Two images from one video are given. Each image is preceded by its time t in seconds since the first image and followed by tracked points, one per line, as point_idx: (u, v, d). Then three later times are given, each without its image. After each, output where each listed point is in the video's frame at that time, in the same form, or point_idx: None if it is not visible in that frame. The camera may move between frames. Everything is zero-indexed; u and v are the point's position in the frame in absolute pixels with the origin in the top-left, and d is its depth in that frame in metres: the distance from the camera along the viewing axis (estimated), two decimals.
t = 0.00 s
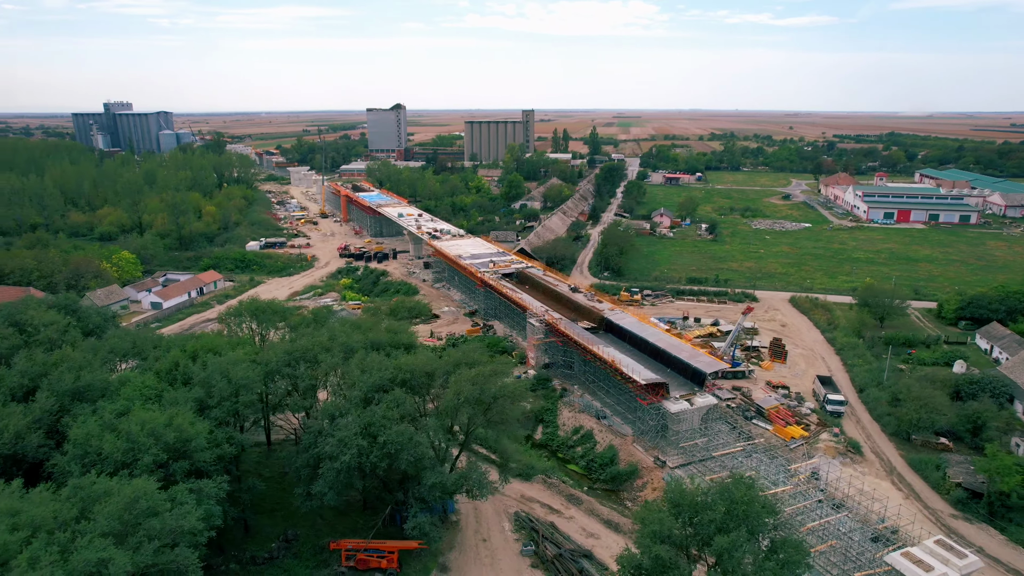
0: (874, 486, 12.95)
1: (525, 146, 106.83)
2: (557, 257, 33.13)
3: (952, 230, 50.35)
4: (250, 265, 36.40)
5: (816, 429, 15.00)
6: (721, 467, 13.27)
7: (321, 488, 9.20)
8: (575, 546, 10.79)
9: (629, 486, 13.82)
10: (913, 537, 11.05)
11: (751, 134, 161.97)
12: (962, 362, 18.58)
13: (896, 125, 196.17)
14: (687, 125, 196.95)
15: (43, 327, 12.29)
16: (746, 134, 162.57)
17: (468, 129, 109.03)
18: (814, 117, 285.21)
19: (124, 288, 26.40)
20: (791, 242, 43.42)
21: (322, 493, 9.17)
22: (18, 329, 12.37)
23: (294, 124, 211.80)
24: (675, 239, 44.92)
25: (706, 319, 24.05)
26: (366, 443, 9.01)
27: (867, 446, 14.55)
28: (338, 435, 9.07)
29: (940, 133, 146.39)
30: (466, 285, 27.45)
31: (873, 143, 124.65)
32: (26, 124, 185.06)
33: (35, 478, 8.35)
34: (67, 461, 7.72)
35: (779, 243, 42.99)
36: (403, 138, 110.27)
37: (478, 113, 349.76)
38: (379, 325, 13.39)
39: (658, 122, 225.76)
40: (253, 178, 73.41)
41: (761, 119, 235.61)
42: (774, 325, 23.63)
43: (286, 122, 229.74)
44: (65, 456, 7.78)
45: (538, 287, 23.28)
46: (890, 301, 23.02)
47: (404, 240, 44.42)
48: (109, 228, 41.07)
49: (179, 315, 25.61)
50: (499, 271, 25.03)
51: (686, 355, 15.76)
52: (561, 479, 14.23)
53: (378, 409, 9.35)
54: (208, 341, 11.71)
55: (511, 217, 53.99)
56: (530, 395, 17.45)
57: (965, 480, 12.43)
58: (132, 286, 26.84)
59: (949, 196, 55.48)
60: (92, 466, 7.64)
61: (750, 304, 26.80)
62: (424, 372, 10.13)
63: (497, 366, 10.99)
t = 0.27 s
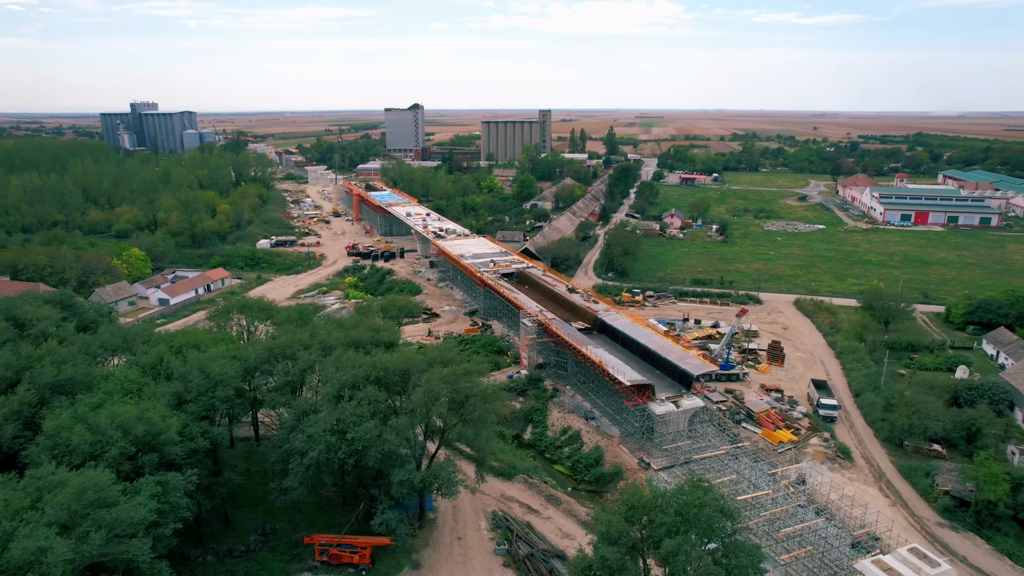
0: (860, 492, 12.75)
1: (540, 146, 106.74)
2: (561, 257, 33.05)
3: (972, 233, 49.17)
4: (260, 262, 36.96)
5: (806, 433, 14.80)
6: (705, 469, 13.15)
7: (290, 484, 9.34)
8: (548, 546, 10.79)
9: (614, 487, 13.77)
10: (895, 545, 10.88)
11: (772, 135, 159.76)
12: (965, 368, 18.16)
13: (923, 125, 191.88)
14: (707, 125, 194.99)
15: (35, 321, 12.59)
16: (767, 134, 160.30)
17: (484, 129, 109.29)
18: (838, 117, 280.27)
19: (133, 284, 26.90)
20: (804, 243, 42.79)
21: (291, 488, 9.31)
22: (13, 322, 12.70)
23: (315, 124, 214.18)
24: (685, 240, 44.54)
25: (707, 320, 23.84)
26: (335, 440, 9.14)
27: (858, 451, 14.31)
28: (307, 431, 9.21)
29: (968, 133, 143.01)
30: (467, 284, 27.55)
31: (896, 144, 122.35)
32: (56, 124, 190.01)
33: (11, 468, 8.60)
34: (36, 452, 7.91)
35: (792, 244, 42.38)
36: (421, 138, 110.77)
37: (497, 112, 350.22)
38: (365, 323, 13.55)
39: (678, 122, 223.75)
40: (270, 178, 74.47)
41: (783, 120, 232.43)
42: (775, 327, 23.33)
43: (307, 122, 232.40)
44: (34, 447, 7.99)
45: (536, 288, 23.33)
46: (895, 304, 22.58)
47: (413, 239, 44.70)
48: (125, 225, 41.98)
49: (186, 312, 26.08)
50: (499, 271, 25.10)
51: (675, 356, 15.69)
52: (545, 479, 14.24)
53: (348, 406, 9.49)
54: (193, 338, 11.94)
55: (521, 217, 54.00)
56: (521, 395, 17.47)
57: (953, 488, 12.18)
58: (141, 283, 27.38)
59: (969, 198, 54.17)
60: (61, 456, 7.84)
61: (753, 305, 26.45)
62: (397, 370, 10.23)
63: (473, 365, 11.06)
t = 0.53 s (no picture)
0: (842, 499, 12.53)
1: (558, 146, 106.52)
2: (566, 258, 32.94)
3: (997, 236, 47.70)
4: (271, 261, 37.61)
5: (793, 438, 14.58)
6: (686, 472, 13.00)
7: (259, 477, 9.52)
8: (518, 546, 10.81)
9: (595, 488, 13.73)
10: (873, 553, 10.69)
11: (797, 135, 156.91)
12: (967, 375, 17.70)
13: (954, 125, 186.69)
14: (730, 125, 192.42)
15: (30, 314, 13.00)
16: (792, 135, 157.46)
17: (502, 129, 109.42)
18: (867, 117, 274.23)
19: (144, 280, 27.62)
20: (818, 245, 42.01)
21: (259, 481, 9.49)
22: (10, 315, 13.13)
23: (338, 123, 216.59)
24: (696, 241, 44.07)
25: (707, 322, 23.60)
26: (301, 435, 9.30)
27: (846, 458, 14.07)
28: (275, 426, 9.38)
29: (1000, 134, 138.75)
30: (468, 284, 27.64)
31: (924, 145, 119.29)
32: (93, 124, 195.34)
33: None
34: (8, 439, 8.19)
35: (805, 245, 41.64)
36: (440, 138, 111.18)
37: (519, 112, 350.40)
38: (348, 322, 13.73)
39: (701, 121, 221.09)
40: (289, 177, 75.56)
41: (808, 121, 228.34)
42: (777, 330, 23.02)
43: (330, 121, 235.03)
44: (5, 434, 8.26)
45: (534, 288, 23.34)
46: (900, 309, 22.07)
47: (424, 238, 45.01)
48: (143, 223, 43.05)
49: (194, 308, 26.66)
50: (498, 271, 25.15)
51: (663, 358, 15.60)
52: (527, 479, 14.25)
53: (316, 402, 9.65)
54: (177, 334, 12.23)
55: (533, 217, 53.98)
56: (510, 394, 17.49)
57: (937, 497, 11.93)
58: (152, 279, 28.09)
59: (994, 200, 52.60)
60: (30, 443, 8.09)
61: (758, 308, 26.09)
62: (368, 367, 10.35)
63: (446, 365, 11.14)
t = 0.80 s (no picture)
0: (828, 505, 12.36)
1: (572, 146, 106.23)
2: (570, 258, 32.85)
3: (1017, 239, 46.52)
4: (280, 259, 38.08)
5: (782, 442, 14.42)
6: (670, 475, 12.90)
7: (236, 471, 9.69)
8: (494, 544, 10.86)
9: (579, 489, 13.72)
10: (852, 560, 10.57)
11: (818, 135, 154.60)
12: (967, 380, 17.31)
13: (980, 125, 182.61)
14: (748, 125, 190.25)
15: (26, 309, 13.35)
16: (812, 135, 155.22)
17: (517, 129, 109.42)
18: (890, 117, 269.29)
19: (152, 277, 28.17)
20: (830, 247, 41.37)
21: (235, 476, 9.65)
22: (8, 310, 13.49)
23: (356, 123, 218.39)
24: (706, 242, 43.68)
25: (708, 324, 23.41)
26: (276, 431, 9.44)
27: (835, 462, 13.88)
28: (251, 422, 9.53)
29: None
30: (469, 283, 27.70)
31: (948, 146, 116.82)
32: (118, 124, 199.25)
33: None
34: None
35: (816, 247, 41.04)
36: (456, 138, 111.31)
37: (537, 112, 350.34)
38: (336, 320, 13.87)
39: (719, 121, 218.81)
40: (304, 176, 76.37)
41: (829, 121, 224.87)
42: (778, 332, 22.76)
43: (350, 121, 236.89)
44: None
45: (532, 288, 23.35)
46: (903, 312, 21.69)
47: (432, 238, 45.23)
48: (157, 221, 43.86)
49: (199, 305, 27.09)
50: (498, 271, 25.19)
51: (653, 359, 15.55)
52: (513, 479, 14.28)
53: (292, 398, 9.78)
54: (166, 331, 12.47)
55: (542, 218, 53.95)
56: (502, 394, 17.52)
57: (923, 504, 11.74)
58: (160, 276, 28.63)
59: (1015, 202, 51.34)
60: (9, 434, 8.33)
61: (760, 309, 25.80)
62: (346, 365, 10.44)
63: (425, 364, 11.21)
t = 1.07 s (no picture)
0: (809, 511, 12.17)
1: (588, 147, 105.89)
2: (575, 259, 32.74)
3: None
4: (289, 257, 38.62)
5: (768, 446, 14.24)
6: (649, 478, 12.83)
7: (209, 465, 9.89)
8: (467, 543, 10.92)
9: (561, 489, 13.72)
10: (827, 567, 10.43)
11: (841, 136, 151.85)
12: (968, 387, 16.87)
13: (1011, 126, 177.93)
14: (770, 125, 187.69)
15: (23, 304, 13.74)
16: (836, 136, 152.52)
17: (535, 129, 109.39)
18: (918, 117, 263.35)
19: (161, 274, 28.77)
20: (843, 249, 40.65)
21: (208, 469, 9.86)
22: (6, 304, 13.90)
23: (377, 123, 220.31)
24: (716, 243, 43.24)
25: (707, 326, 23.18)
26: (247, 426, 9.62)
27: (821, 468, 13.67)
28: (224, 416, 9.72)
29: None
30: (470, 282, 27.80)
31: (975, 148, 113.98)
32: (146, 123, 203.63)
33: None
34: None
35: (829, 249, 40.37)
36: (475, 138, 111.51)
37: (557, 112, 349.96)
38: (322, 317, 14.05)
39: (741, 121, 216.06)
40: (321, 175, 77.25)
41: (854, 122, 220.84)
42: (778, 336, 22.46)
43: (372, 121, 239.05)
44: None
45: (530, 288, 23.36)
46: (906, 316, 21.25)
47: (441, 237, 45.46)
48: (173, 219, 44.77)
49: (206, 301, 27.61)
50: (498, 270, 25.25)
51: (640, 360, 15.49)
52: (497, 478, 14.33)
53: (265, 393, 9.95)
54: (154, 326, 12.77)
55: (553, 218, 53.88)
56: (492, 393, 17.58)
57: (905, 511, 11.51)
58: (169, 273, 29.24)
59: None
60: None
61: (763, 312, 25.49)
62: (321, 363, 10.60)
63: (400, 361, 11.30)
